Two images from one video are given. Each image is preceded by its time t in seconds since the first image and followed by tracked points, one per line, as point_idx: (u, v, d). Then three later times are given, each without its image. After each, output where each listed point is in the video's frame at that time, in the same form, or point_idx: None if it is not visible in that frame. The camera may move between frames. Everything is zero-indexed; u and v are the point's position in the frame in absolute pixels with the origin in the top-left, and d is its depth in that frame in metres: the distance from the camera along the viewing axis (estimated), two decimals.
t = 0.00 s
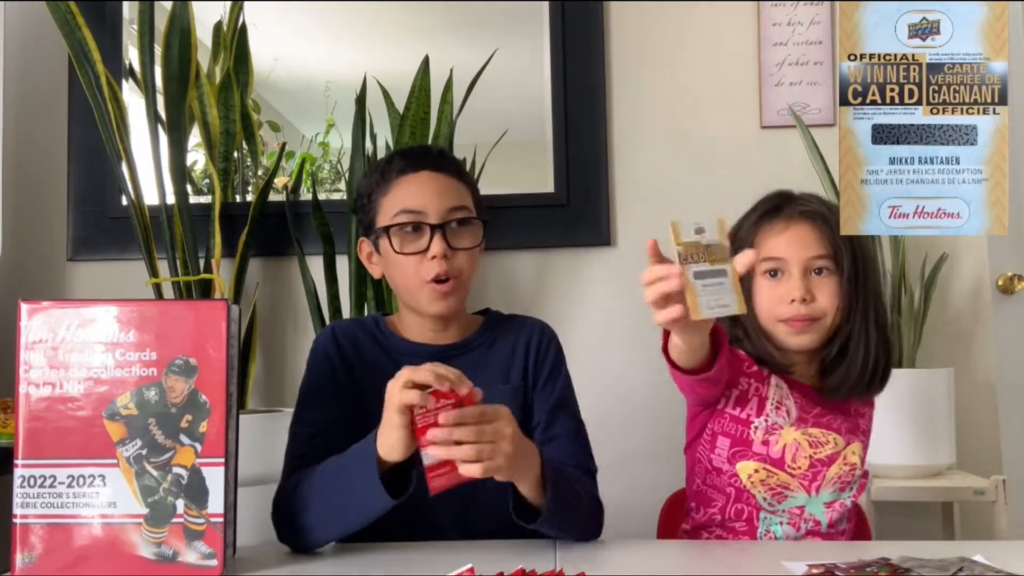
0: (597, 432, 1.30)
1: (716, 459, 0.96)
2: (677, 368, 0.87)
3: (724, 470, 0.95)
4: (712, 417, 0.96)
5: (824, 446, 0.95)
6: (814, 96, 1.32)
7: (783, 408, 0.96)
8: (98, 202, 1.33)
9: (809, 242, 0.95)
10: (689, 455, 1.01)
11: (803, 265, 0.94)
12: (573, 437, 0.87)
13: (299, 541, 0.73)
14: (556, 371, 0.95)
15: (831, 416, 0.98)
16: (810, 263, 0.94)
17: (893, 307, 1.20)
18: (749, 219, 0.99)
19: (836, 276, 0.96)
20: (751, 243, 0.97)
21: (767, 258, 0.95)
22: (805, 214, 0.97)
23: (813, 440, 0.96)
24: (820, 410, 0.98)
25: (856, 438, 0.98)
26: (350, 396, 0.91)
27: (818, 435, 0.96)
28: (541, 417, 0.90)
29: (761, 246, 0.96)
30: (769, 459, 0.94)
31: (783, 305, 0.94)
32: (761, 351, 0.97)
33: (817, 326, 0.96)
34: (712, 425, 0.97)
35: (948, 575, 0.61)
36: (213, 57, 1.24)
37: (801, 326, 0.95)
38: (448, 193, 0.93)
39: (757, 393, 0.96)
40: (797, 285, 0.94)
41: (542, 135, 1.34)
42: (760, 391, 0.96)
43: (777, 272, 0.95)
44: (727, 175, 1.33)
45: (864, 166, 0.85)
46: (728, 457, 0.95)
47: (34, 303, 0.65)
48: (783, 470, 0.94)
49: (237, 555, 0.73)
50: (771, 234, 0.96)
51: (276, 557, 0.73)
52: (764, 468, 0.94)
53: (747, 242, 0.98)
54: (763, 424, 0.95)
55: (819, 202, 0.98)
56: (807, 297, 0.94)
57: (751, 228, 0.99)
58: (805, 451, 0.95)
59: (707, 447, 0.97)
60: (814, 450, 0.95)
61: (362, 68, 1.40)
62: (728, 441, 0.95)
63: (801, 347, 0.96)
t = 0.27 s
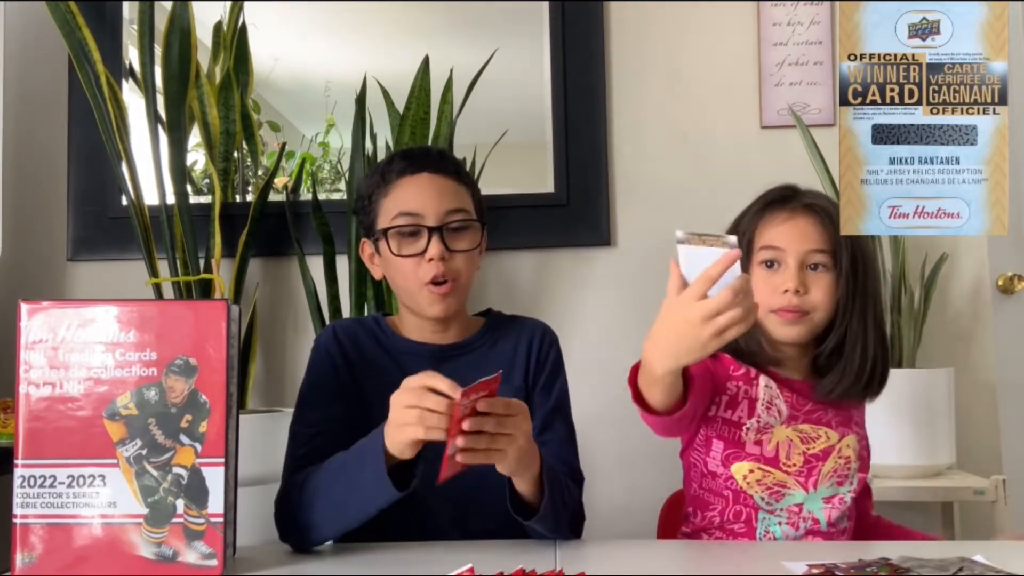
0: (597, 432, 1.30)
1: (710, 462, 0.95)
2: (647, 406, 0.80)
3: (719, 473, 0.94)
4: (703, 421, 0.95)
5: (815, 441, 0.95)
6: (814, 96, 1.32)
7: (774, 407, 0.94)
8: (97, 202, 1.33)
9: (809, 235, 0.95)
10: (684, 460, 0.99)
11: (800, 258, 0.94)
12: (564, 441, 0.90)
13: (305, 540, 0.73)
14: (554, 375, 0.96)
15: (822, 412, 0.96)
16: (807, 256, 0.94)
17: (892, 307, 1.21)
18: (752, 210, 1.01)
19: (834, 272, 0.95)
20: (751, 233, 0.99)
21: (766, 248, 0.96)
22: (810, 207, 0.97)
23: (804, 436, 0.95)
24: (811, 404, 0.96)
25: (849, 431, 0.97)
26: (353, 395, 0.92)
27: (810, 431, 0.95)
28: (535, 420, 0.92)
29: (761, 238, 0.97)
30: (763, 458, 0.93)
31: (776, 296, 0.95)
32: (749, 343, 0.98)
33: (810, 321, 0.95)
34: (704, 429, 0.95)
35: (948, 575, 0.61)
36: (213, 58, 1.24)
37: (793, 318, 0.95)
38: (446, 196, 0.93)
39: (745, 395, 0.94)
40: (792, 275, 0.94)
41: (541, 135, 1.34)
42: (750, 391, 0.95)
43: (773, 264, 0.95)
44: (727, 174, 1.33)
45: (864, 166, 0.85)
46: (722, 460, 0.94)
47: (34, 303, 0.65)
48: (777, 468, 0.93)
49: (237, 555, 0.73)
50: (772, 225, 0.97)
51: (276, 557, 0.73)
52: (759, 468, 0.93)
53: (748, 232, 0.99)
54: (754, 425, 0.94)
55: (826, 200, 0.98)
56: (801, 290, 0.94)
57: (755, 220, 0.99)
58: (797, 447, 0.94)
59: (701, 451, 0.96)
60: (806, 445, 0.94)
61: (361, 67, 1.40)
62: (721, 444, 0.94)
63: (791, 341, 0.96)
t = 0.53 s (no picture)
0: (597, 432, 1.30)
1: (704, 467, 0.95)
2: (640, 416, 0.78)
3: (712, 477, 0.94)
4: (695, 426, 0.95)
5: (809, 444, 0.94)
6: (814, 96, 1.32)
7: (765, 411, 0.94)
8: (97, 202, 1.33)
9: (801, 234, 0.94)
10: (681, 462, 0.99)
11: (791, 257, 0.93)
12: (566, 450, 0.89)
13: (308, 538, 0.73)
14: (554, 379, 0.96)
15: (816, 413, 0.96)
16: (797, 256, 0.93)
17: (892, 307, 1.20)
18: (748, 206, 1.01)
19: (825, 272, 0.94)
20: (745, 230, 0.99)
21: (756, 246, 0.95)
22: (804, 206, 0.96)
23: (798, 439, 0.94)
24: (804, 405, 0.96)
25: (845, 432, 0.96)
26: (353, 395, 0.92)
27: (803, 433, 0.94)
28: (536, 427, 0.92)
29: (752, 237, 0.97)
30: (754, 462, 0.93)
31: (767, 295, 0.93)
32: (738, 341, 0.99)
33: (801, 321, 0.94)
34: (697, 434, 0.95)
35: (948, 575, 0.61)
36: (213, 57, 1.24)
37: (781, 319, 0.93)
38: (443, 208, 0.92)
39: (735, 402, 0.94)
40: (781, 274, 0.93)
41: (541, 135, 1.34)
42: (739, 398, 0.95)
43: (763, 263, 0.94)
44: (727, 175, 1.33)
45: (864, 166, 0.84)
46: (716, 466, 0.94)
47: (34, 303, 0.65)
48: (770, 472, 0.93)
49: (237, 555, 0.73)
50: (765, 222, 0.97)
51: (276, 557, 0.73)
52: (751, 472, 0.93)
53: (743, 229, 0.99)
54: (745, 430, 0.93)
55: (818, 200, 0.97)
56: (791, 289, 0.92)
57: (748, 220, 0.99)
58: (790, 450, 0.94)
59: (695, 456, 0.96)
60: (799, 448, 0.94)
61: (361, 68, 1.40)
62: (713, 449, 0.94)
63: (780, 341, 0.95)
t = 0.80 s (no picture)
0: (597, 432, 1.30)
1: (701, 468, 0.95)
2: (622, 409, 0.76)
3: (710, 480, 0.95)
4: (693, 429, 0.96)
5: (807, 448, 0.94)
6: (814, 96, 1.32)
7: (761, 414, 0.93)
8: (98, 202, 1.33)
9: (791, 232, 0.94)
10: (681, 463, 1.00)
11: (782, 256, 0.93)
12: (566, 451, 0.90)
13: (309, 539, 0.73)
14: (556, 380, 0.96)
15: (814, 416, 0.95)
16: (789, 255, 0.93)
17: (892, 307, 1.20)
18: (739, 207, 1.01)
19: (817, 269, 0.93)
20: (736, 230, 0.99)
21: (748, 246, 0.94)
22: (792, 204, 0.96)
23: (796, 443, 0.94)
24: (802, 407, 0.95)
25: (844, 436, 0.95)
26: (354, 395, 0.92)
27: (801, 437, 0.94)
28: (538, 428, 0.92)
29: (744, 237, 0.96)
30: (750, 466, 0.93)
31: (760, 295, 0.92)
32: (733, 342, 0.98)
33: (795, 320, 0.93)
34: (695, 436, 0.96)
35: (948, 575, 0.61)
36: (213, 57, 1.24)
37: (775, 318, 0.93)
38: (449, 207, 0.93)
39: (730, 404, 0.94)
40: (773, 273, 0.92)
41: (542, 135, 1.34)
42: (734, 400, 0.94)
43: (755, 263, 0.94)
44: (727, 175, 1.33)
45: (863, 166, 0.84)
46: (712, 468, 0.94)
47: (34, 303, 0.65)
48: (766, 476, 0.93)
49: (237, 555, 0.73)
50: (755, 222, 0.97)
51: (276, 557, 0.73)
52: (747, 476, 0.93)
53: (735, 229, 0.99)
54: (741, 433, 0.93)
55: (808, 197, 0.97)
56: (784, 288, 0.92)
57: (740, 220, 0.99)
58: (787, 455, 0.93)
59: (693, 457, 0.97)
60: (797, 453, 0.94)
61: (361, 68, 1.40)
62: (710, 452, 0.95)
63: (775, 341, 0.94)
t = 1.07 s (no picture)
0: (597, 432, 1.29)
1: (700, 470, 0.96)
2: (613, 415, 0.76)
3: (708, 482, 0.95)
4: (692, 431, 0.96)
5: (807, 449, 0.93)
6: (814, 96, 1.32)
7: (760, 415, 0.93)
8: (98, 202, 1.33)
9: (787, 230, 0.94)
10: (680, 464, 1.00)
11: (778, 254, 0.92)
12: (572, 454, 0.89)
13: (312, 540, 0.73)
14: (561, 384, 0.97)
15: (814, 416, 0.95)
16: (784, 253, 0.92)
17: (892, 307, 1.20)
18: (733, 207, 1.01)
19: (813, 267, 0.93)
20: (732, 229, 0.99)
21: (744, 245, 0.94)
22: (788, 203, 0.96)
23: (795, 444, 0.94)
24: (802, 406, 0.95)
25: (844, 437, 0.95)
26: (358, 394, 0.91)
27: (800, 437, 0.94)
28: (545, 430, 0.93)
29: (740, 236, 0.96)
30: (750, 467, 0.93)
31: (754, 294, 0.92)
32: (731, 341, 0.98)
33: (790, 318, 0.93)
34: (694, 438, 0.96)
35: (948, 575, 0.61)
36: (213, 58, 1.24)
37: (771, 316, 0.92)
38: (448, 190, 0.94)
39: (728, 405, 0.94)
40: (768, 271, 0.92)
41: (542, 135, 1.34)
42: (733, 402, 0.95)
43: (751, 262, 0.93)
44: (727, 175, 1.33)
45: (863, 166, 0.84)
46: (711, 469, 0.94)
47: (34, 303, 0.65)
48: (765, 477, 0.93)
49: (237, 555, 0.73)
50: (751, 221, 0.97)
51: (276, 557, 0.73)
52: (747, 477, 0.93)
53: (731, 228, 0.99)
54: (740, 434, 0.93)
55: (803, 196, 0.97)
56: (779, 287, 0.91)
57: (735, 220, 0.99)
58: (787, 456, 0.93)
59: (693, 458, 0.97)
60: (797, 453, 0.93)
61: (362, 68, 1.40)
62: (709, 453, 0.95)
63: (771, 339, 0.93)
